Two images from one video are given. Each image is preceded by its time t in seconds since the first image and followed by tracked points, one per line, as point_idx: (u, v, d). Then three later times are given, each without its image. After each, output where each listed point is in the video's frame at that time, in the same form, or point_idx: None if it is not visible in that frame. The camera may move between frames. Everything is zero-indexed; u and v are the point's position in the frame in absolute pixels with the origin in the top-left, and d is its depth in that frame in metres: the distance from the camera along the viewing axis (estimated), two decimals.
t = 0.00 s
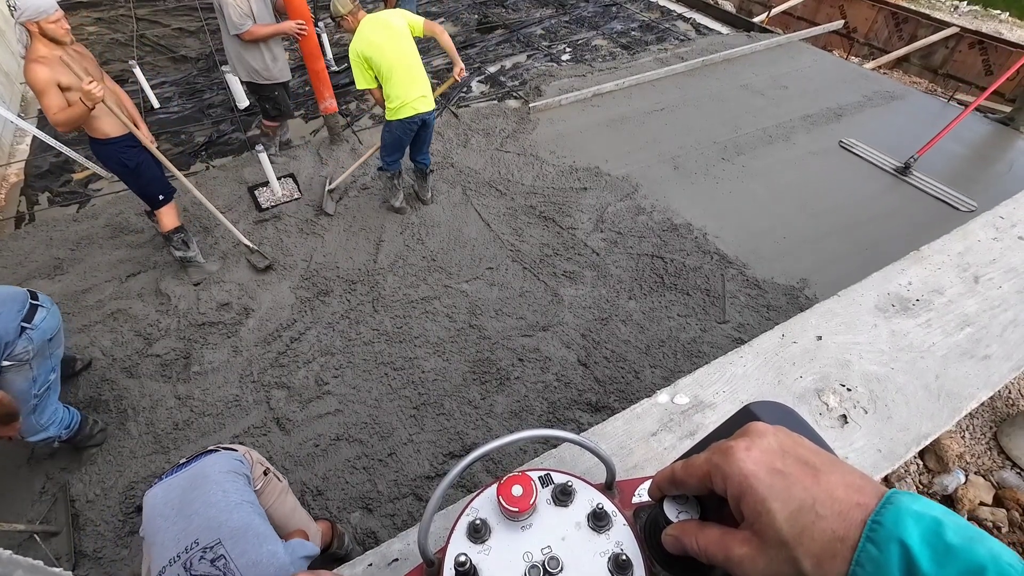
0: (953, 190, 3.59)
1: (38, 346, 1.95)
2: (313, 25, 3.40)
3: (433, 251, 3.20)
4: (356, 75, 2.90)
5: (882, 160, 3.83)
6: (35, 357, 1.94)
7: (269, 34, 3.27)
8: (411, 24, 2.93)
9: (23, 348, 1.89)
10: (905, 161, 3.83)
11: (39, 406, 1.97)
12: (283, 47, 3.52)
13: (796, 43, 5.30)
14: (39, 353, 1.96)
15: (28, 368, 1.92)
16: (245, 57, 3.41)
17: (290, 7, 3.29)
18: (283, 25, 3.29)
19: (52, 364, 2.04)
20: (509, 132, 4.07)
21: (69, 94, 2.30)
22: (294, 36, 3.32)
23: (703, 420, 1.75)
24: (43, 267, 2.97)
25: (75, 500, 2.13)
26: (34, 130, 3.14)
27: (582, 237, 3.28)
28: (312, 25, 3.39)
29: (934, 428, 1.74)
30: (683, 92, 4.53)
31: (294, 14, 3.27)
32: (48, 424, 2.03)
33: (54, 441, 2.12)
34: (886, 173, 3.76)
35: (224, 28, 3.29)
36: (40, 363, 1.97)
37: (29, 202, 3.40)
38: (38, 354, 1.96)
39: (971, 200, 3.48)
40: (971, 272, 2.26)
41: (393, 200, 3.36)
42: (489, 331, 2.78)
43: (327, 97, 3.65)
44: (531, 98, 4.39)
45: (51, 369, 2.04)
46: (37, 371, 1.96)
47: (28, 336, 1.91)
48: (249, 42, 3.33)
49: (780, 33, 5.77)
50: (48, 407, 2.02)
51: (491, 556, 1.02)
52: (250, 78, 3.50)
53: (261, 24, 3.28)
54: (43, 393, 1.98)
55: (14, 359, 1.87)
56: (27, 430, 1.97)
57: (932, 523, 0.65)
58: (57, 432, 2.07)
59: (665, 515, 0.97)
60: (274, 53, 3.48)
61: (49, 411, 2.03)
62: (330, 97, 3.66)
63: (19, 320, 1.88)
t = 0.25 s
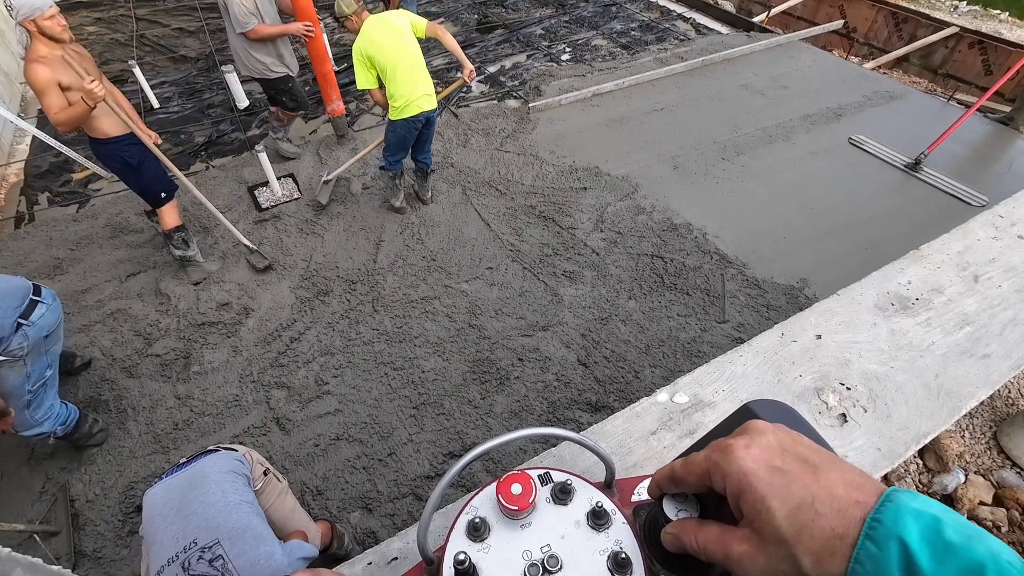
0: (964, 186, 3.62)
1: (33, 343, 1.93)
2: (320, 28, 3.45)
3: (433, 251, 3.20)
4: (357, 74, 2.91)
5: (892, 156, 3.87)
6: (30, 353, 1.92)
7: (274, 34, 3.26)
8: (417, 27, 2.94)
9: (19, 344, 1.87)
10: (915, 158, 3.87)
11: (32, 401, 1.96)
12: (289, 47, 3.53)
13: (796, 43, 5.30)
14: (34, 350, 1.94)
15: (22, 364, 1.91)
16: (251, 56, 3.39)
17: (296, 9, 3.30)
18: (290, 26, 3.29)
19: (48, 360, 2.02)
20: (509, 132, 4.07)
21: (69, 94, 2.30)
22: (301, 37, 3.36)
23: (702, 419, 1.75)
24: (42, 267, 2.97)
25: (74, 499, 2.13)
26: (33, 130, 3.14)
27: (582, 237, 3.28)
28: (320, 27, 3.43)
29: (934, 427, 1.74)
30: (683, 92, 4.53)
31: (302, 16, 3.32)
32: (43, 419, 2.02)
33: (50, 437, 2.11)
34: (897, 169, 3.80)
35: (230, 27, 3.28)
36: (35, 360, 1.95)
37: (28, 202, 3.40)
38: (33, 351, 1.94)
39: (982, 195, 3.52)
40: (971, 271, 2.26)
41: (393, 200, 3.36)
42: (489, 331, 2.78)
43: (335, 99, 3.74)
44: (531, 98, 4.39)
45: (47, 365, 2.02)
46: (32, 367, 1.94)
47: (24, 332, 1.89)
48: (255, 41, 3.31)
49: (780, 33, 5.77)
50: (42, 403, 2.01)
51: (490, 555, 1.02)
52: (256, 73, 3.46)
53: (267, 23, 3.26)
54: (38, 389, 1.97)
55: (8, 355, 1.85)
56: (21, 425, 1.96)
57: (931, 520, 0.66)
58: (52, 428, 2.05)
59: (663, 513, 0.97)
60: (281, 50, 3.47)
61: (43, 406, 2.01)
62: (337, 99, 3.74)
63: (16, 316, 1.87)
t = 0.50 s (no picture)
0: (975, 180, 3.67)
1: (28, 339, 1.92)
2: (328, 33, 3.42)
3: (433, 251, 3.20)
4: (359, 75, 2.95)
5: (902, 152, 3.91)
6: (25, 348, 1.91)
7: (280, 36, 3.28)
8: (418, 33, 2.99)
9: (14, 339, 1.86)
10: (924, 153, 3.91)
11: (27, 396, 1.96)
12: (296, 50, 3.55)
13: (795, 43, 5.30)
14: (30, 346, 1.93)
15: (17, 359, 1.90)
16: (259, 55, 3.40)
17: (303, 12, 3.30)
18: (297, 30, 3.31)
19: (45, 356, 2.02)
20: (509, 131, 4.07)
21: (69, 94, 2.30)
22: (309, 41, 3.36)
23: (702, 418, 1.75)
24: (42, 267, 2.97)
25: (74, 499, 2.13)
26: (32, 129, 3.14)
27: (582, 237, 3.27)
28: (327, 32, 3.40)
29: (933, 426, 1.74)
30: (683, 92, 4.53)
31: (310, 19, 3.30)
32: (39, 414, 2.01)
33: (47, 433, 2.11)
34: (907, 164, 3.84)
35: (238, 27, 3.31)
36: (30, 355, 1.94)
37: (28, 202, 3.40)
38: (28, 346, 1.93)
39: (992, 189, 3.56)
40: (971, 270, 2.26)
41: (393, 200, 3.36)
42: (488, 330, 2.78)
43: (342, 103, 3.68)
44: (530, 98, 4.39)
45: (44, 361, 2.01)
46: (27, 362, 1.93)
47: (19, 328, 1.88)
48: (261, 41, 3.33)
49: (780, 33, 5.76)
50: (38, 398, 2.00)
51: (490, 553, 1.02)
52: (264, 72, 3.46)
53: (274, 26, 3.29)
54: (34, 385, 1.97)
55: (3, 350, 1.84)
56: (17, 419, 1.97)
57: (931, 518, 0.66)
58: (48, 424, 2.04)
59: (663, 511, 0.97)
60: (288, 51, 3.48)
61: (40, 401, 2.01)
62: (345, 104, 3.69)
63: (13, 311, 1.86)
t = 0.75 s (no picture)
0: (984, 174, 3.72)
1: (23, 335, 1.91)
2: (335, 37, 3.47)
3: (433, 251, 3.20)
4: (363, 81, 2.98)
5: (911, 147, 3.95)
6: (21, 344, 1.91)
7: (288, 39, 3.24)
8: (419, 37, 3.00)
9: (9, 335, 1.86)
10: (934, 148, 3.95)
11: (24, 392, 1.96)
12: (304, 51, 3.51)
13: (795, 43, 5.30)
14: (25, 342, 1.92)
15: (13, 355, 1.89)
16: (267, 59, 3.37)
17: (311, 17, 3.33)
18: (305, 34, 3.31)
19: (42, 352, 2.01)
20: (509, 131, 4.07)
21: (69, 94, 2.30)
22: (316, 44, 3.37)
23: (702, 417, 1.75)
24: (42, 267, 2.97)
25: (74, 499, 2.13)
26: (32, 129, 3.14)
27: (582, 237, 3.27)
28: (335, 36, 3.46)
29: (933, 424, 1.74)
30: (683, 91, 4.53)
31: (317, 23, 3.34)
32: (37, 410, 2.01)
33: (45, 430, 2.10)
34: (917, 160, 3.89)
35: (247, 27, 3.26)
36: (26, 351, 1.93)
37: (27, 202, 3.40)
38: (25, 342, 1.92)
39: (1002, 183, 3.61)
40: (970, 269, 2.26)
41: (393, 199, 3.36)
42: (488, 330, 2.78)
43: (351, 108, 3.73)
44: (530, 98, 4.39)
45: (41, 357, 2.01)
46: (22, 358, 1.93)
47: (15, 324, 1.87)
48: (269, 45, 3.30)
49: (780, 33, 5.76)
50: (35, 393, 2.00)
51: (490, 552, 1.02)
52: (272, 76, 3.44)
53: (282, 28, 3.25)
54: (30, 380, 1.97)
55: None
56: (14, 414, 1.96)
57: (930, 516, 0.65)
58: (44, 421, 2.03)
59: (663, 510, 0.97)
60: (296, 55, 3.45)
61: (37, 397, 2.01)
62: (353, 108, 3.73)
63: (10, 307, 1.85)
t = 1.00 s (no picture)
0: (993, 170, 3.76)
1: (20, 334, 1.90)
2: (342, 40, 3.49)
3: (433, 251, 3.20)
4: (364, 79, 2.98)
5: (921, 143, 4.00)
6: (18, 343, 1.90)
7: (294, 39, 3.22)
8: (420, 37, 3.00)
9: (7, 334, 1.85)
10: (943, 143, 4.02)
11: (21, 390, 1.95)
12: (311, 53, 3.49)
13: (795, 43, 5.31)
14: (23, 341, 1.92)
15: (10, 354, 1.89)
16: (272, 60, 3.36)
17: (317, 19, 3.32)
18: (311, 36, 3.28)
19: (40, 351, 2.00)
20: (509, 131, 4.06)
21: (71, 93, 2.29)
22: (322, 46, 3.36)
23: (701, 416, 1.75)
24: (41, 266, 2.97)
25: (74, 499, 2.13)
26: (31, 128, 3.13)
27: (582, 237, 3.27)
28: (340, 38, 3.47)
29: (933, 424, 1.74)
30: (683, 91, 4.53)
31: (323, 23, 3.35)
32: (35, 410, 2.01)
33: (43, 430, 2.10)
34: (926, 155, 3.93)
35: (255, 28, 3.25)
36: (23, 350, 1.93)
37: (27, 202, 3.40)
38: (22, 341, 1.92)
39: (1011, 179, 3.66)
40: (970, 268, 2.26)
41: (392, 199, 3.36)
42: (488, 330, 2.78)
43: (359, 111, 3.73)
44: (530, 98, 4.39)
45: (39, 356, 2.00)
46: (20, 357, 1.92)
47: (11, 323, 1.87)
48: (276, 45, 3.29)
49: (780, 33, 5.76)
50: (33, 392, 2.00)
51: (489, 551, 1.02)
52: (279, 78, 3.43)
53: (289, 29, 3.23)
54: (28, 379, 1.96)
55: None
56: (12, 413, 1.96)
57: (930, 515, 0.65)
58: (42, 420, 2.03)
59: (662, 508, 0.97)
60: (303, 57, 3.44)
61: (35, 396, 2.00)
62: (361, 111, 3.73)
63: (8, 305, 1.85)
